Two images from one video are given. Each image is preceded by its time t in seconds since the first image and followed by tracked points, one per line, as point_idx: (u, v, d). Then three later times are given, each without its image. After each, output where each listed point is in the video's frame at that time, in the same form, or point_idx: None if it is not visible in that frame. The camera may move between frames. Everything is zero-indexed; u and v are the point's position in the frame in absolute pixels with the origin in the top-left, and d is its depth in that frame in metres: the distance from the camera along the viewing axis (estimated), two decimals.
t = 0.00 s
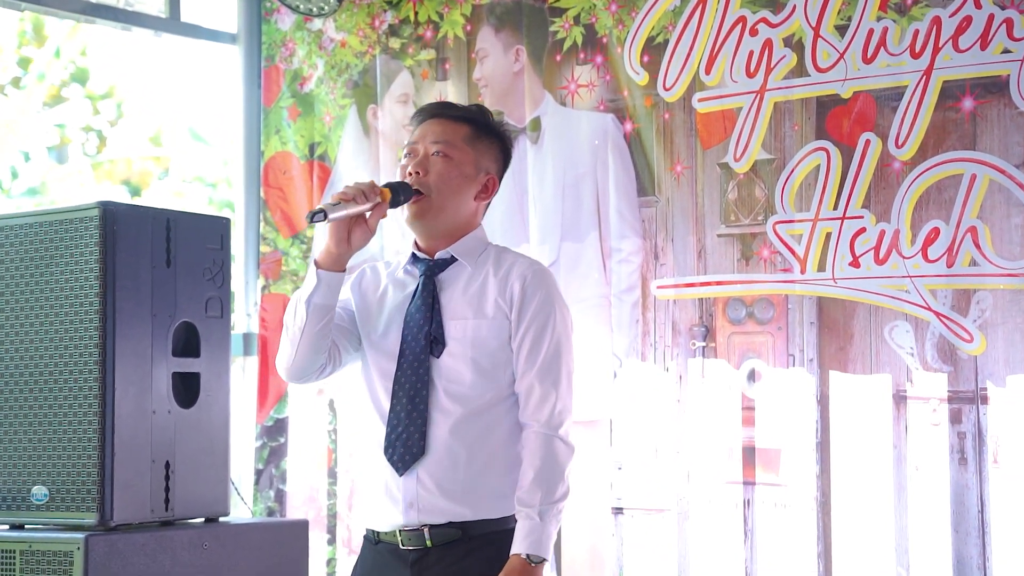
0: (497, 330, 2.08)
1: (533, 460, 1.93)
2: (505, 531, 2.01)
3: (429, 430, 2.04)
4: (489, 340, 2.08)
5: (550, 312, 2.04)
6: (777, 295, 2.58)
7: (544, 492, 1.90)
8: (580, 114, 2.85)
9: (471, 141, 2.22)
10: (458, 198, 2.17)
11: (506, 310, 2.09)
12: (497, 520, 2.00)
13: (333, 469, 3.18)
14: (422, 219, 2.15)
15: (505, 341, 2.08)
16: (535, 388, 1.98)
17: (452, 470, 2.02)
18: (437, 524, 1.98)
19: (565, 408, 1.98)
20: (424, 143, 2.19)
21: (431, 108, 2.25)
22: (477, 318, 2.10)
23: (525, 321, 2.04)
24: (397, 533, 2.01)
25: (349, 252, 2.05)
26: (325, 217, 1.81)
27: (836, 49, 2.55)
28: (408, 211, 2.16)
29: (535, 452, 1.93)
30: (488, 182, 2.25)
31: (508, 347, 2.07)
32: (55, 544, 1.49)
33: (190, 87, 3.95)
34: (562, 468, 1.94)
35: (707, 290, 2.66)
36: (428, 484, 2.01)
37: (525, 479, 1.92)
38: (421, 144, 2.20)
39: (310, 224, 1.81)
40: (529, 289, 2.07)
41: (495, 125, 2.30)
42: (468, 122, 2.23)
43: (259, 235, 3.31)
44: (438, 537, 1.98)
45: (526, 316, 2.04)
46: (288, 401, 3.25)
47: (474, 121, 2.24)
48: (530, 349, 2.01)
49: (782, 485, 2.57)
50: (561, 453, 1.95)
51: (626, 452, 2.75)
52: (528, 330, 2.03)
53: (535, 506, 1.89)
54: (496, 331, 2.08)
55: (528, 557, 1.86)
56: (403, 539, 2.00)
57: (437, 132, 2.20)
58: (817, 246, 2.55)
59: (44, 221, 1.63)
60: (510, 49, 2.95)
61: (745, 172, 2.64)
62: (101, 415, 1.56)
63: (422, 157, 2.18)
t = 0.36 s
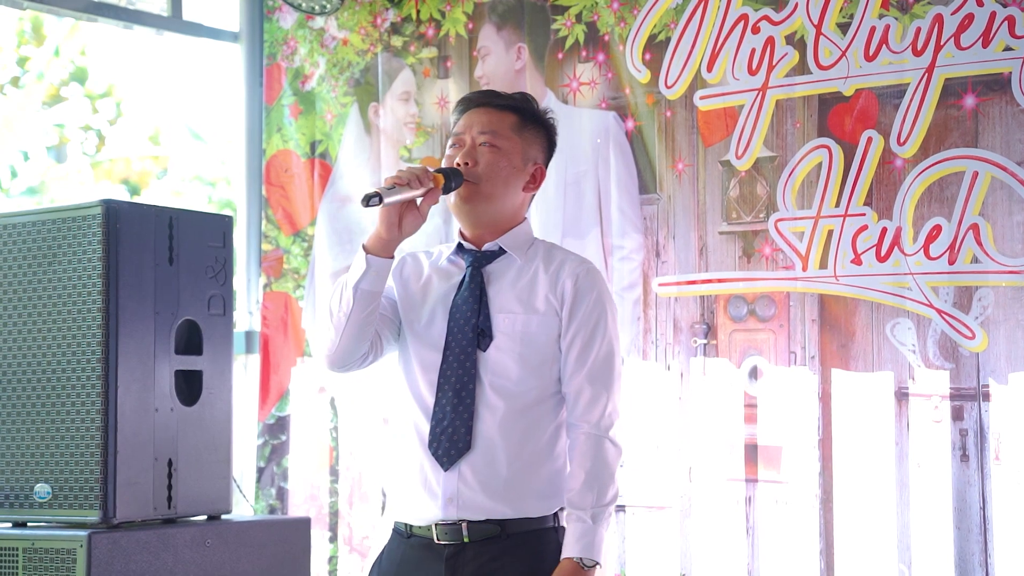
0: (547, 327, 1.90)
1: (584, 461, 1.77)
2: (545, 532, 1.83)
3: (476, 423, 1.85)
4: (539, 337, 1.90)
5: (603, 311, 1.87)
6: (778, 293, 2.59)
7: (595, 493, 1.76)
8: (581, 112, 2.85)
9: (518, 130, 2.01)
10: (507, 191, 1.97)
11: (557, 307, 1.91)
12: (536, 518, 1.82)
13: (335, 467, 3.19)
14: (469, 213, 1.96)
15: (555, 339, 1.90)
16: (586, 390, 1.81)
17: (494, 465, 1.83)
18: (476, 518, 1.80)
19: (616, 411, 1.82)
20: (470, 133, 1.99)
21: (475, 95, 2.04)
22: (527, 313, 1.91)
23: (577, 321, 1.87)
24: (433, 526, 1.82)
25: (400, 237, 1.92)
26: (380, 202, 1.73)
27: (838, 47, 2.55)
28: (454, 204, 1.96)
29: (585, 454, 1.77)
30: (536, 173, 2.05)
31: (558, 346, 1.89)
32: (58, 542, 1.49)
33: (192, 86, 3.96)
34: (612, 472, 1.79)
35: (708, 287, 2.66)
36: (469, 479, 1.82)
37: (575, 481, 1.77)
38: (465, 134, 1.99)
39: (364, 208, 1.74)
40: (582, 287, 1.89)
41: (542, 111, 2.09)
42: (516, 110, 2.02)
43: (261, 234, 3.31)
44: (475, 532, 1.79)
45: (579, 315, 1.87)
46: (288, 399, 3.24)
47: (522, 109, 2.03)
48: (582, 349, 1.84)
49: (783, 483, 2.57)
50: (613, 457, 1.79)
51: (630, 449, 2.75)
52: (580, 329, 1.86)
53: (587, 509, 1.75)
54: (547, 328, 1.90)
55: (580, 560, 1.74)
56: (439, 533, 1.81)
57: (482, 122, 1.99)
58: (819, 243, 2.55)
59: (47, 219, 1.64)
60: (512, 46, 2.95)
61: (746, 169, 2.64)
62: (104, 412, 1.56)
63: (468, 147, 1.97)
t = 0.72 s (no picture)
0: (585, 333, 1.89)
1: (627, 470, 1.78)
2: (576, 539, 1.83)
3: (510, 426, 1.84)
4: (577, 342, 1.89)
5: (644, 321, 1.86)
6: (780, 295, 2.59)
7: (635, 507, 1.76)
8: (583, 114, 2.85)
9: (555, 126, 2.01)
10: (546, 187, 1.97)
11: (596, 313, 1.90)
12: (568, 524, 1.82)
13: (336, 470, 3.18)
14: (508, 210, 1.95)
15: (593, 345, 1.89)
16: (628, 400, 1.81)
17: (525, 471, 1.83)
18: (506, 522, 1.80)
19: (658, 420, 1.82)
20: (506, 131, 1.98)
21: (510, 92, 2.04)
22: (565, 316, 1.91)
23: (617, 329, 1.86)
24: (461, 527, 1.83)
25: (434, 236, 1.92)
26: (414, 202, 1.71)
27: (840, 49, 2.55)
28: (492, 202, 1.95)
29: (629, 463, 1.78)
30: (573, 168, 2.05)
31: (596, 353, 1.89)
32: (59, 544, 1.48)
33: (192, 89, 3.96)
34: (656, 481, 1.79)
35: (710, 289, 2.66)
36: (500, 483, 1.83)
37: (618, 491, 1.77)
38: (502, 131, 1.99)
39: (397, 206, 1.70)
40: (623, 295, 1.89)
41: (578, 107, 2.09)
42: (551, 107, 2.02)
43: (263, 236, 3.31)
44: (504, 536, 1.80)
45: (619, 323, 1.86)
46: (290, 401, 3.24)
47: (557, 105, 2.03)
48: (622, 360, 1.83)
49: (785, 485, 2.57)
50: (654, 466, 1.79)
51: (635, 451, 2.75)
52: (620, 339, 1.85)
53: (635, 520, 1.76)
54: (585, 334, 1.89)
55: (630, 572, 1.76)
56: (466, 534, 1.82)
57: (518, 119, 1.99)
58: (821, 246, 2.55)
59: (50, 222, 1.64)
60: (513, 49, 2.95)
61: (748, 172, 2.64)
62: (106, 413, 1.56)
63: (505, 145, 1.97)
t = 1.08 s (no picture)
0: (596, 335, 1.88)
1: (633, 473, 1.75)
2: (581, 543, 1.82)
3: (518, 428, 1.84)
4: (587, 344, 1.88)
5: (656, 323, 1.84)
6: (778, 295, 2.59)
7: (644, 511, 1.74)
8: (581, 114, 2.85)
9: (569, 125, 2.00)
10: (559, 186, 1.96)
11: (607, 315, 1.89)
12: (574, 529, 1.82)
13: (334, 470, 3.18)
14: (520, 210, 1.95)
15: (604, 348, 1.88)
16: (636, 403, 1.78)
17: (532, 474, 1.83)
18: (511, 525, 1.80)
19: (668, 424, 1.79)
20: (519, 131, 1.98)
21: (524, 92, 2.04)
22: (576, 319, 1.90)
23: (628, 331, 1.84)
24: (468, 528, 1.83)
25: (443, 237, 1.93)
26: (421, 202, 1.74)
27: (838, 50, 2.55)
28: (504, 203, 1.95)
29: (636, 467, 1.75)
30: (589, 166, 2.03)
31: (607, 356, 1.87)
32: (57, 544, 1.49)
33: (191, 89, 3.95)
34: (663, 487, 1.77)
35: (708, 290, 2.67)
36: (507, 485, 1.82)
37: (624, 495, 1.75)
38: (515, 131, 1.98)
39: (404, 207, 1.72)
40: (635, 296, 1.86)
41: (594, 105, 2.08)
42: (565, 105, 2.02)
43: (261, 236, 3.31)
44: (509, 539, 1.80)
45: (630, 325, 1.84)
46: (288, 403, 3.24)
47: (571, 103, 2.02)
48: (632, 361, 1.81)
49: (782, 486, 2.57)
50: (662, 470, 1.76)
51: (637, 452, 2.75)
52: (632, 338, 1.83)
53: (638, 525, 1.73)
54: (596, 336, 1.88)
55: None
56: (473, 534, 1.82)
57: (531, 118, 1.98)
58: (818, 246, 2.55)
59: (48, 223, 1.63)
60: (511, 50, 2.95)
61: (746, 172, 2.64)
62: (104, 414, 1.56)
63: (517, 145, 1.97)
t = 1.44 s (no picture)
0: (594, 339, 1.88)
1: (627, 477, 1.76)
2: (579, 545, 1.83)
3: (516, 436, 1.84)
4: (584, 348, 1.88)
5: (655, 324, 1.85)
6: (776, 297, 2.59)
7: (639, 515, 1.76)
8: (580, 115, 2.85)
9: (568, 125, 2.00)
10: (559, 187, 1.96)
11: (605, 319, 1.89)
12: (571, 532, 1.82)
13: (331, 471, 3.18)
14: (520, 211, 1.94)
15: (603, 352, 1.88)
16: (631, 407, 1.79)
17: (530, 478, 1.83)
18: (510, 529, 1.80)
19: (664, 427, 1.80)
20: (518, 131, 1.98)
21: (523, 92, 2.04)
22: (574, 323, 1.90)
23: (627, 332, 1.84)
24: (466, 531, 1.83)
25: (441, 246, 1.90)
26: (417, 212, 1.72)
27: (836, 51, 2.56)
28: (504, 205, 1.95)
29: (630, 472, 1.76)
30: (588, 167, 2.03)
31: (604, 361, 1.87)
32: (55, 545, 1.48)
33: (189, 90, 3.95)
34: (657, 490, 1.78)
35: (706, 291, 2.67)
36: (503, 490, 1.82)
37: (618, 498, 1.77)
38: (514, 132, 1.98)
39: (399, 218, 1.71)
40: (633, 298, 1.87)
41: (593, 104, 2.08)
42: (565, 105, 2.02)
43: (260, 237, 3.32)
44: (508, 542, 1.80)
45: (628, 329, 1.85)
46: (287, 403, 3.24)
47: (571, 103, 2.02)
48: (631, 361, 1.82)
49: (779, 487, 2.57)
50: (657, 474, 1.78)
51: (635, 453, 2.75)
52: (631, 340, 1.84)
53: (630, 529, 1.75)
54: (594, 341, 1.88)
55: None
56: (471, 537, 1.82)
57: (531, 118, 1.98)
58: (816, 247, 2.55)
59: (47, 223, 1.63)
60: (509, 50, 2.96)
61: (743, 173, 2.65)
62: (103, 415, 1.56)
63: (517, 146, 1.97)
